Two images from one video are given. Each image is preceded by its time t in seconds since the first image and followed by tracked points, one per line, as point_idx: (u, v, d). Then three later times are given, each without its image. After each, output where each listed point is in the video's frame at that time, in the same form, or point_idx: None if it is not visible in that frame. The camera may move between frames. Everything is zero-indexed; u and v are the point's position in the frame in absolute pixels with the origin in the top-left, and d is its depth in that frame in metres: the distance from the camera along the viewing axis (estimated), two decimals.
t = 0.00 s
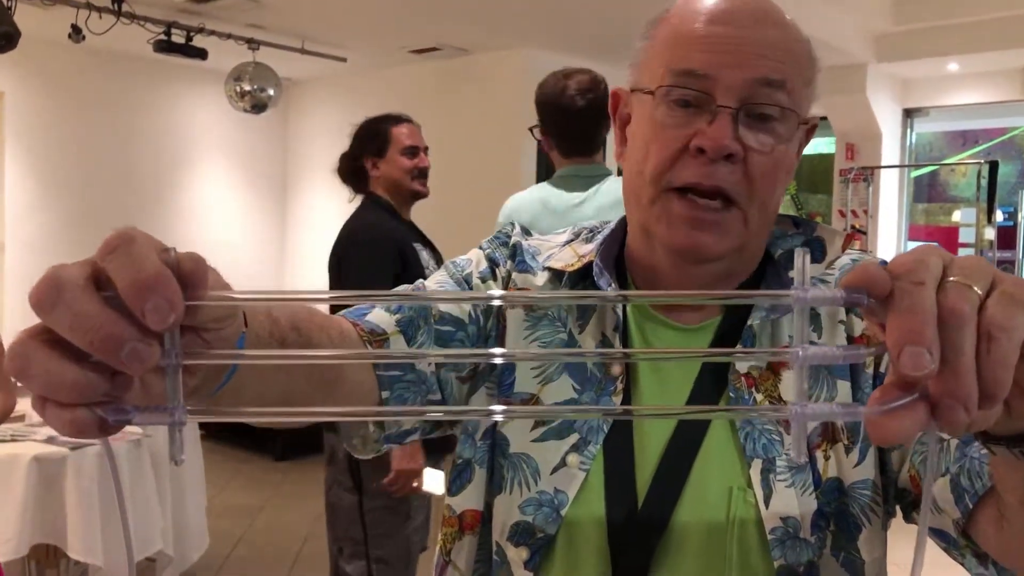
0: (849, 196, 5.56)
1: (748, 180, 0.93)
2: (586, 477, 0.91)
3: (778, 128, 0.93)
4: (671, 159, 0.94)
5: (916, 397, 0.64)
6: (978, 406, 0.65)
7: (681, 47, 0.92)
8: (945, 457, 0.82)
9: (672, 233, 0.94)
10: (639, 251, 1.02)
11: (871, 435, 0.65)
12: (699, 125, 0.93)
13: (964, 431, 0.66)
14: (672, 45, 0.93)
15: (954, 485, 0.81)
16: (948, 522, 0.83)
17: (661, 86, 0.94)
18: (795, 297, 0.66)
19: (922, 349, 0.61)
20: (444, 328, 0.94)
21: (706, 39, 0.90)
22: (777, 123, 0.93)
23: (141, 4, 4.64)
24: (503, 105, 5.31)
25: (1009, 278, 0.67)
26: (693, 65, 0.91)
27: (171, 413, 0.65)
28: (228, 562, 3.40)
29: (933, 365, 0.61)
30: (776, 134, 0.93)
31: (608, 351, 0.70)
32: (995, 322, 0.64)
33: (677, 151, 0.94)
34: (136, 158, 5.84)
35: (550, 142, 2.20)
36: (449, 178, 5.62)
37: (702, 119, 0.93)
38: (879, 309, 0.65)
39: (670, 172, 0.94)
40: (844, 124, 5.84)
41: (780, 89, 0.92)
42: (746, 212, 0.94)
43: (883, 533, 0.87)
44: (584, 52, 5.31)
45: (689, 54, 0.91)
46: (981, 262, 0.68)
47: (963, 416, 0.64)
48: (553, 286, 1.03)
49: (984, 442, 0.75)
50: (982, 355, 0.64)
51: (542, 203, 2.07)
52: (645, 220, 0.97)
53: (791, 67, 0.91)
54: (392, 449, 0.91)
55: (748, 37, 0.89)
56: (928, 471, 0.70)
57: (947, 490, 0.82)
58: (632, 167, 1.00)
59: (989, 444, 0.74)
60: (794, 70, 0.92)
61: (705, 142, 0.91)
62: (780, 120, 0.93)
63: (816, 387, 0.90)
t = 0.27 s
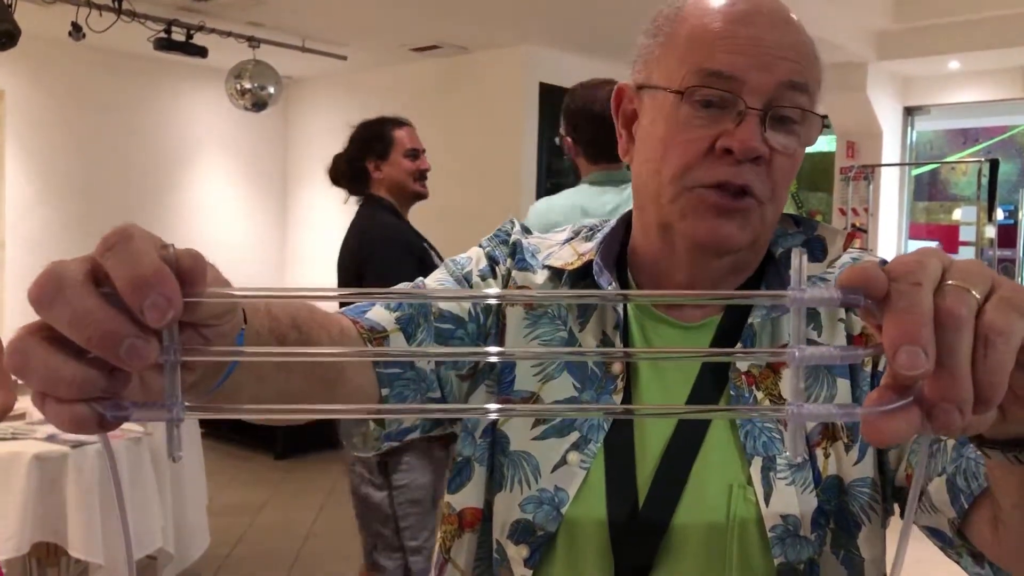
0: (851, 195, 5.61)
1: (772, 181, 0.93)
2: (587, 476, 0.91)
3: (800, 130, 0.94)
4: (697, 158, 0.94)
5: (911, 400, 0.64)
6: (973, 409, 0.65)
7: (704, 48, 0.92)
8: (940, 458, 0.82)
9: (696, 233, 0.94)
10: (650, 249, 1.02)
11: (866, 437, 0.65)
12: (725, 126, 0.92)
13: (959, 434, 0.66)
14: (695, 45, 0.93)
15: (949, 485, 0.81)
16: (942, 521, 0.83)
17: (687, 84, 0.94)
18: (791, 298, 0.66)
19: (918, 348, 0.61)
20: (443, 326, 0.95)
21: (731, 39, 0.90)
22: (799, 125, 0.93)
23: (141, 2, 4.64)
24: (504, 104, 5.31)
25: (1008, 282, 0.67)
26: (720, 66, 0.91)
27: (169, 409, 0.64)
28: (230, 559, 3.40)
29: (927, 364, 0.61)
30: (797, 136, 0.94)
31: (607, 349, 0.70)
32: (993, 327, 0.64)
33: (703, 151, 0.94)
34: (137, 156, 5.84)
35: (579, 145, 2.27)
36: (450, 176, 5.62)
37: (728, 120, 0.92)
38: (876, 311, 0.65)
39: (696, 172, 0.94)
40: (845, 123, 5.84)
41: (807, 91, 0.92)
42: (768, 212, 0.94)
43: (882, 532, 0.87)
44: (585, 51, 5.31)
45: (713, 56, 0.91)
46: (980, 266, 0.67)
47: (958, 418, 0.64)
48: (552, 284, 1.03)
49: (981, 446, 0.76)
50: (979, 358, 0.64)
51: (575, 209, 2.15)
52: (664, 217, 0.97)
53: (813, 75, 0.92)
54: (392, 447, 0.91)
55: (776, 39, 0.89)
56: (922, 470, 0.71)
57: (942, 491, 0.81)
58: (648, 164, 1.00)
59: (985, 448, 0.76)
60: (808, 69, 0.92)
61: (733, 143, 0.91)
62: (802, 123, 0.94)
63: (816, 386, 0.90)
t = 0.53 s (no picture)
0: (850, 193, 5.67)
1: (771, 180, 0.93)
2: (585, 475, 0.91)
3: (798, 129, 0.94)
4: (697, 157, 0.93)
5: (914, 397, 0.64)
6: (974, 406, 0.65)
7: (704, 46, 0.92)
8: (942, 456, 0.81)
9: (695, 232, 0.93)
10: (648, 248, 1.02)
11: (868, 434, 0.65)
12: (725, 124, 0.92)
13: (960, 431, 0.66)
14: (696, 43, 0.93)
15: (949, 483, 0.81)
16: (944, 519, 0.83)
17: (687, 82, 0.94)
18: (792, 296, 0.65)
19: (920, 346, 0.61)
20: (443, 325, 0.95)
21: (733, 37, 0.90)
22: (798, 123, 0.93)
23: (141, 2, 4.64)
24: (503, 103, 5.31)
25: (1009, 279, 0.67)
26: (721, 64, 0.91)
27: (171, 408, 0.64)
28: (230, 558, 3.40)
29: (930, 362, 0.61)
30: (796, 136, 0.94)
31: (606, 348, 0.70)
32: (994, 323, 0.64)
33: (703, 150, 0.93)
34: (136, 155, 5.83)
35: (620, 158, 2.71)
36: (450, 176, 5.62)
37: (727, 118, 0.92)
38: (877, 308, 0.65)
39: (696, 170, 0.93)
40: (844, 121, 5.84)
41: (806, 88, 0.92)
42: (767, 211, 0.94)
43: (881, 531, 0.87)
44: (584, 50, 5.31)
45: (715, 54, 0.91)
46: (980, 263, 0.67)
47: (960, 415, 0.64)
48: (552, 283, 1.03)
49: (981, 441, 0.76)
50: (980, 355, 0.64)
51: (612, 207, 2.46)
52: (664, 216, 0.96)
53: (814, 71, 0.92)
54: (391, 445, 0.91)
55: (775, 37, 0.90)
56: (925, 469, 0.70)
57: (942, 489, 0.81)
58: (648, 164, 0.99)
59: (988, 444, 0.75)
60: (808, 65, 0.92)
61: (733, 140, 0.91)
62: (801, 122, 0.94)
63: (815, 385, 0.90)
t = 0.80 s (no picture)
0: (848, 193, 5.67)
1: (730, 173, 0.92)
2: (583, 474, 0.91)
3: (764, 123, 0.93)
4: (655, 149, 0.94)
5: (915, 402, 0.64)
6: (974, 411, 0.64)
7: (668, 39, 0.93)
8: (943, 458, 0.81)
9: (654, 223, 0.93)
10: (632, 247, 1.02)
11: (869, 440, 0.64)
12: (683, 115, 0.92)
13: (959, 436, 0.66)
14: (666, 38, 0.93)
15: (950, 483, 0.81)
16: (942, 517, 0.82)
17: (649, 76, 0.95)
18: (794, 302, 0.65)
19: (921, 352, 0.61)
20: (440, 324, 0.94)
21: (692, 30, 0.91)
22: (763, 117, 0.93)
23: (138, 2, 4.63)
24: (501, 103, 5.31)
25: (1007, 282, 0.67)
26: (679, 56, 0.91)
27: (172, 413, 0.64)
28: (229, 558, 3.40)
29: (931, 368, 0.60)
30: (759, 129, 0.93)
31: (605, 352, 0.70)
32: (993, 328, 0.64)
33: (661, 142, 0.94)
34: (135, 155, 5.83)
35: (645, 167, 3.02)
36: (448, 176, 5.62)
37: (686, 109, 0.92)
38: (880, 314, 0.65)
39: (655, 162, 0.93)
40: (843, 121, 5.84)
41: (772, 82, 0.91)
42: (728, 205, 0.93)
43: (878, 530, 0.87)
44: (582, 50, 5.31)
45: (676, 47, 0.92)
46: (980, 266, 0.67)
47: (960, 420, 0.64)
48: (550, 283, 1.02)
49: (980, 445, 0.74)
50: (980, 360, 0.64)
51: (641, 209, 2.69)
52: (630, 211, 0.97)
53: (782, 61, 0.91)
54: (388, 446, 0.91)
55: (735, 26, 0.89)
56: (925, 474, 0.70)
57: (941, 491, 0.81)
58: (623, 161, 1.00)
59: (983, 448, 0.74)
60: (791, 65, 0.92)
61: (686, 131, 0.91)
62: (766, 115, 0.93)
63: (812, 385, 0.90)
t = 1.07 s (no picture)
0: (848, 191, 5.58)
1: (719, 172, 0.93)
2: (580, 471, 0.92)
3: (752, 121, 0.93)
4: (645, 149, 0.94)
5: (909, 398, 0.64)
6: (969, 407, 0.65)
7: (657, 41, 0.93)
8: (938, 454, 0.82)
9: (646, 223, 0.94)
10: (626, 246, 1.02)
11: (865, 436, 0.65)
12: (672, 116, 0.92)
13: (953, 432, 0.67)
14: (654, 40, 0.94)
15: (944, 479, 0.81)
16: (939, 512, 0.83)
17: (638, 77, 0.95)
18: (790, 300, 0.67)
19: (916, 348, 0.61)
20: (437, 323, 0.95)
21: (679, 33, 0.91)
22: (751, 115, 0.93)
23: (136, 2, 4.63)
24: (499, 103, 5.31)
25: (1000, 280, 0.67)
26: (665, 58, 0.92)
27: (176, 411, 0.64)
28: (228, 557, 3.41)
29: (926, 364, 0.61)
30: (747, 127, 0.93)
31: (601, 350, 0.70)
32: (987, 324, 0.64)
33: (649, 142, 0.94)
34: (133, 155, 5.83)
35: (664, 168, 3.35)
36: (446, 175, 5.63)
37: (674, 110, 0.93)
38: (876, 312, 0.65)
39: (645, 162, 0.94)
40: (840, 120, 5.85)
41: (760, 81, 0.92)
42: (719, 204, 0.93)
43: (874, 527, 0.88)
44: (580, 49, 5.32)
45: (663, 48, 0.92)
46: (974, 264, 0.68)
47: (954, 416, 0.64)
48: (546, 282, 1.03)
49: (974, 442, 0.75)
50: (973, 357, 0.64)
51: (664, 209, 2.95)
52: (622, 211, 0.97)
53: (767, 60, 0.92)
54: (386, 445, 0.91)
55: (722, 27, 0.89)
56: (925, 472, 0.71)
57: (937, 486, 0.82)
58: (616, 162, 1.00)
59: (978, 443, 0.74)
60: (778, 64, 0.93)
61: (674, 131, 0.91)
62: (754, 114, 0.93)
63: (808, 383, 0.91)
